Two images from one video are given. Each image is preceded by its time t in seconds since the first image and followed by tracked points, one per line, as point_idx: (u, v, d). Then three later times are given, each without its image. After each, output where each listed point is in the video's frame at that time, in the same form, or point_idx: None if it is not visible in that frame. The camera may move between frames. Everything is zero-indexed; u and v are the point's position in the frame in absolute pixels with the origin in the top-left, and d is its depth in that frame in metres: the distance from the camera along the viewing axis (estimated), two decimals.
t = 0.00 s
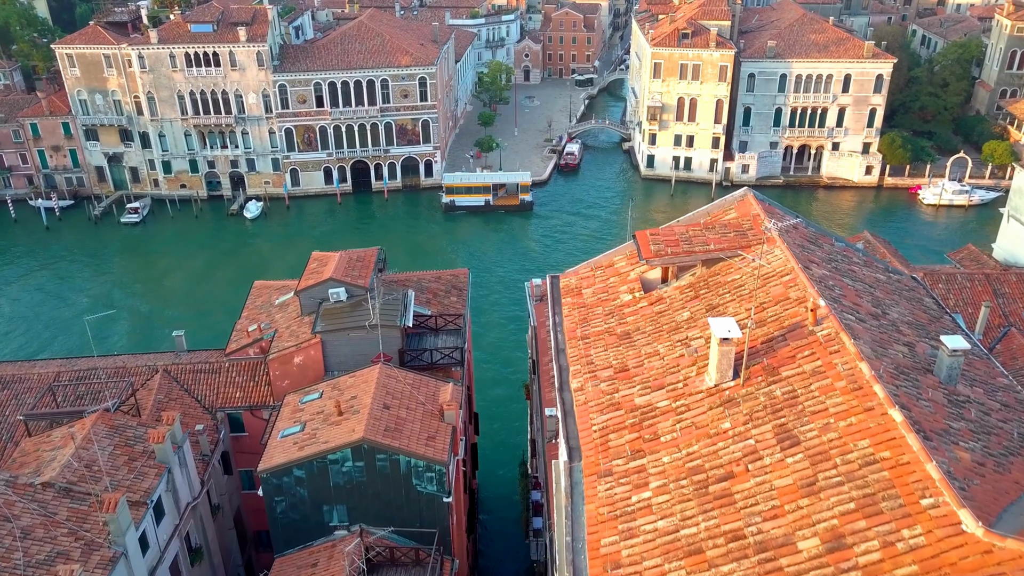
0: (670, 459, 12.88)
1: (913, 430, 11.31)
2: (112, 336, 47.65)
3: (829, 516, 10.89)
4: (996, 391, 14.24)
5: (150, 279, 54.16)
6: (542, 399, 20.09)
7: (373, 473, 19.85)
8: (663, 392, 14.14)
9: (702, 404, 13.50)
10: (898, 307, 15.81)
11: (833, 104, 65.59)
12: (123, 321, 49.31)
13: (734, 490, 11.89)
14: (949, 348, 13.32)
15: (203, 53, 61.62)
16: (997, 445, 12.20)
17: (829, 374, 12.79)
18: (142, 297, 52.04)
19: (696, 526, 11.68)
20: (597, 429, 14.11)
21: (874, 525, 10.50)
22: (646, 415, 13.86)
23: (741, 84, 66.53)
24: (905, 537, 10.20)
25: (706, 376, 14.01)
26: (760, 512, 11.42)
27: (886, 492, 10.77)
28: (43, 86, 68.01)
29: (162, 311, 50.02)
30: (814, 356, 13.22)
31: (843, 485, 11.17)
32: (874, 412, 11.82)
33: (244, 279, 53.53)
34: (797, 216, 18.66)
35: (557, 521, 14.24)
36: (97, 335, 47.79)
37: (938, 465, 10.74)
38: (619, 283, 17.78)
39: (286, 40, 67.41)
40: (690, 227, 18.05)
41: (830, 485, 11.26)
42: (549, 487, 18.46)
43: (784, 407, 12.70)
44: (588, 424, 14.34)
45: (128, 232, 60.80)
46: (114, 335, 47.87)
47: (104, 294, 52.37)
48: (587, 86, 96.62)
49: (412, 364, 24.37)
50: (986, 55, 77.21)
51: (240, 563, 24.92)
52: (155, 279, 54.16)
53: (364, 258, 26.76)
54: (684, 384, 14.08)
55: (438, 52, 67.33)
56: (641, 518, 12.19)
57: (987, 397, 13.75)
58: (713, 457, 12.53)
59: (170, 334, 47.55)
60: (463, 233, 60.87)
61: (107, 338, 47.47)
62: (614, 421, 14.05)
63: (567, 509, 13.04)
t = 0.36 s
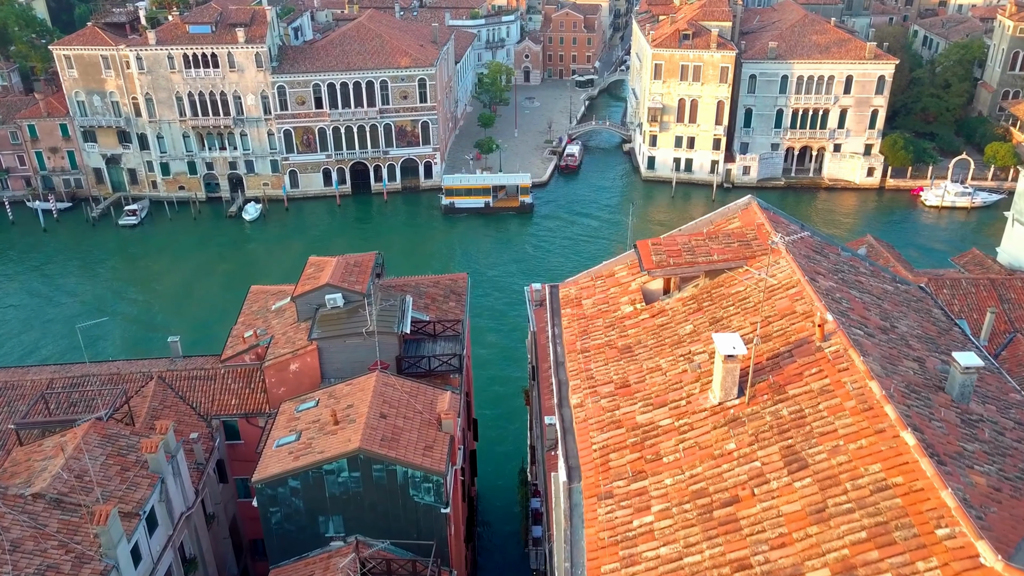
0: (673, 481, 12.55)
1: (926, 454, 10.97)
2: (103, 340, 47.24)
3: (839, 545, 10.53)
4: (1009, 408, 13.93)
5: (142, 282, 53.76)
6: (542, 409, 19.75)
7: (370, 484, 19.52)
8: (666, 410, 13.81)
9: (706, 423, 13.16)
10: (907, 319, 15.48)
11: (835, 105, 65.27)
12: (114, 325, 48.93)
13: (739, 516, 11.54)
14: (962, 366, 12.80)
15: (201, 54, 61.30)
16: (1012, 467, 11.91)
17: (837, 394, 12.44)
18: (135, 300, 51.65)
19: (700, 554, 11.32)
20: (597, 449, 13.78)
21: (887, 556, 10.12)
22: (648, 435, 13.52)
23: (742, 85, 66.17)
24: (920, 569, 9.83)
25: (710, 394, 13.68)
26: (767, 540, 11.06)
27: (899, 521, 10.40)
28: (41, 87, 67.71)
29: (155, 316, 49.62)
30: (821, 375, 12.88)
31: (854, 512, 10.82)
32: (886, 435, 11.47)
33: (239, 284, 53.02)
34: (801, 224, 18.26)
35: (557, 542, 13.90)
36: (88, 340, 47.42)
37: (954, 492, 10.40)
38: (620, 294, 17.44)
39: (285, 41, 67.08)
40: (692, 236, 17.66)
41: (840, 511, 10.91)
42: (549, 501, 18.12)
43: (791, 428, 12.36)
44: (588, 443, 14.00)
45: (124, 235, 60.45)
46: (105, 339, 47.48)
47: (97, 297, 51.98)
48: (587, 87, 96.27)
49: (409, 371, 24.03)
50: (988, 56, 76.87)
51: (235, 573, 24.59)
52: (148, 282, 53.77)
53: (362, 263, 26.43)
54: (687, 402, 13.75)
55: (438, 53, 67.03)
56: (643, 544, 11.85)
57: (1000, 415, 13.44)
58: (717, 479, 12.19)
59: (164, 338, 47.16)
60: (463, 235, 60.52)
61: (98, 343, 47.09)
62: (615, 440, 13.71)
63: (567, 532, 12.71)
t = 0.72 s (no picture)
0: (675, 505, 12.18)
1: (940, 480, 10.62)
2: (89, 345, 46.87)
3: None
4: (1022, 425, 13.58)
5: (130, 286, 53.39)
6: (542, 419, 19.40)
7: (365, 495, 19.18)
8: (668, 429, 13.46)
9: (710, 444, 12.82)
10: (916, 332, 15.14)
11: (836, 106, 64.95)
12: (102, 330, 48.56)
13: (745, 544, 11.17)
14: (974, 384, 12.49)
15: (199, 55, 60.98)
16: None
17: (846, 415, 12.10)
18: (124, 304, 51.31)
19: None
20: (597, 469, 13.41)
21: None
22: (649, 455, 13.17)
23: (742, 87, 65.83)
24: None
25: (713, 412, 13.33)
26: (774, 570, 10.69)
27: (912, 552, 10.04)
28: (39, 89, 67.45)
29: (143, 321, 49.25)
30: (829, 394, 12.53)
31: (865, 541, 10.45)
32: (897, 459, 11.13)
33: (232, 289, 52.56)
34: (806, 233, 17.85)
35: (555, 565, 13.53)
36: (75, 344, 47.11)
37: (970, 522, 10.05)
38: (620, 305, 17.11)
39: (284, 42, 66.79)
40: (694, 245, 17.32)
41: (850, 541, 10.54)
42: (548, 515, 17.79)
43: (798, 450, 12.01)
44: (587, 463, 13.64)
45: (122, 237, 60.07)
46: (92, 344, 47.07)
47: (83, 299, 51.71)
48: (587, 88, 95.94)
49: (406, 378, 23.68)
50: (990, 58, 76.54)
51: None
52: (137, 285, 53.43)
53: (358, 268, 26.09)
54: (689, 421, 13.40)
55: (437, 54, 66.74)
56: (644, 572, 11.46)
57: (1013, 434, 13.11)
58: (721, 504, 11.83)
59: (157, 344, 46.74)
60: (462, 237, 60.17)
61: (83, 348, 46.65)
62: (615, 460, 13.36)
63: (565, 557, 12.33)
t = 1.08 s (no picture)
0: (676, 531, 11.79)
1: (956, 509, 10.25)
2: (76, 348, 46.55)
3: None
4: None
5: (118, 288, 53.13)
6: (541, 429, 19.07)
7: (361, 506, 18.84)
8: (670, 448, 13.10)
9: (713, 465, 12.46)
10: (925, 346, 14.80)
11: (838, 108, 64.58)
12: (90, 333, 48.22)
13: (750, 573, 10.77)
14: (988, 404, 12.12)
15: (197, 56, 60.64)
16: None
17: (855, 437, 11.76)
18: (117, 307, 50.94)
19: None
20: (596, 491, 13.02)
21: None
22: (650, 476, 12.81)
23: (743, 88, 65.47)
24: None
25: (716, 432, 12.99)
26: None
27: None
28: (36, 89, 67.14)
29: (132, 325, 48.89)
30: (837, 414, 12.20)
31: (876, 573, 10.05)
32: (910, 485, 10.77)
33: (226, 293, 52.02)
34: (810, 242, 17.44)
35: None
36: (63, 347, 46.81)
37: (987, 555, 9.66)
38: (620, 316, 16.80)
39: (283, 43, 66.49)
40: (696, 255, 16.94)
41: (861, 572, 10.14)
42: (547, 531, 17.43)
43: (805, 473, 11.66)
44: (585, 484, 13.26)
45: (120, 240, 59.68)
46: (80, 348, 46.78)
47: (71, 302, 51.36)
48: (587, 88, 95.62)
49: (403, 386, 23.33)
50: (992, 58, 76.18)
51: None
52: (128, 289, 53.03)
53: (355, 273, 25.74)
54: (691, 441, 13.05)
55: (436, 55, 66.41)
56: None
57: None
58: (725, 530, 11.44)
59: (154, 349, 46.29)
60: (461, 239, 59.81)
61: (71, 352, 46.36)
62: (614, 482, 12.99)
63: None
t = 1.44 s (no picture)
0: (679, 559, 11.38)
1: (973, 542, 9.88)
2: (63, 352, 46.08)
3: None
4: None
5: (109, 292, 52.67)
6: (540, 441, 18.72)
7: (356, 518, 18.50)
8: (672, 471, 12.73)
9: (717, 490, 12.08)
10: (934, 362, 14.46)
11: (839, 109, 64.17)
12: (78, 337, 47.79)
13: None
14: (1003, 426, 11.74)
15: (195, 57, 60.28)
16: None
17: (865, 462, 11.42)
18: (113, 310, 50.56)
19: None
20: (594, 515, 12.61)
21: None
22: (651, 501, 12.42)
23: (744, 89, 65.08)
24: None
25: (720, 454, 12.63)
26: None
27: None
28: (34, 91, 66.82)
29: (123, 329, 48.39)
30: (846, 437, 11.87)
31: None
32: (924, 515, 10.40)
33: (220, 298, 51.34)
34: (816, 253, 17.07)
35: None
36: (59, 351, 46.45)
37: None
38: (620, 329, 16.49)
39: (281, 44, 66.13)
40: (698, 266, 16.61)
41: None
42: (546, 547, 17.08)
43: (813, 500, 11.29)
44: (584, 507, 12.85)
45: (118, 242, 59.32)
46: (65, 353, 46.27)
47: (65, 306, 50.96)
48: (588, 89, 95.32)
49: (400, 394, 22.98)
50: (994, 59, 75.78)
51: None
52: (121, 293, 52.53)
53: (352, 279, 25.40)
54: (694, 463, 12.68)
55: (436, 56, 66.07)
56: None
57: None
58: (730, 560, 11.04)
59: (147, 354, 45.75)
60: (460, 241, 59.47)
61: (56, 357, 45.84)
62: (614, 506, 12.58)
63: None
